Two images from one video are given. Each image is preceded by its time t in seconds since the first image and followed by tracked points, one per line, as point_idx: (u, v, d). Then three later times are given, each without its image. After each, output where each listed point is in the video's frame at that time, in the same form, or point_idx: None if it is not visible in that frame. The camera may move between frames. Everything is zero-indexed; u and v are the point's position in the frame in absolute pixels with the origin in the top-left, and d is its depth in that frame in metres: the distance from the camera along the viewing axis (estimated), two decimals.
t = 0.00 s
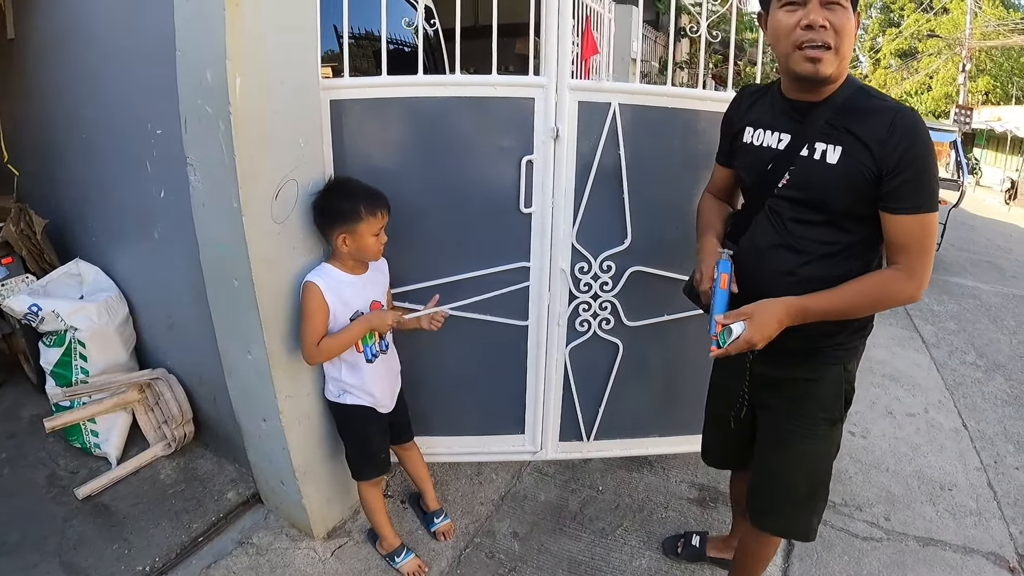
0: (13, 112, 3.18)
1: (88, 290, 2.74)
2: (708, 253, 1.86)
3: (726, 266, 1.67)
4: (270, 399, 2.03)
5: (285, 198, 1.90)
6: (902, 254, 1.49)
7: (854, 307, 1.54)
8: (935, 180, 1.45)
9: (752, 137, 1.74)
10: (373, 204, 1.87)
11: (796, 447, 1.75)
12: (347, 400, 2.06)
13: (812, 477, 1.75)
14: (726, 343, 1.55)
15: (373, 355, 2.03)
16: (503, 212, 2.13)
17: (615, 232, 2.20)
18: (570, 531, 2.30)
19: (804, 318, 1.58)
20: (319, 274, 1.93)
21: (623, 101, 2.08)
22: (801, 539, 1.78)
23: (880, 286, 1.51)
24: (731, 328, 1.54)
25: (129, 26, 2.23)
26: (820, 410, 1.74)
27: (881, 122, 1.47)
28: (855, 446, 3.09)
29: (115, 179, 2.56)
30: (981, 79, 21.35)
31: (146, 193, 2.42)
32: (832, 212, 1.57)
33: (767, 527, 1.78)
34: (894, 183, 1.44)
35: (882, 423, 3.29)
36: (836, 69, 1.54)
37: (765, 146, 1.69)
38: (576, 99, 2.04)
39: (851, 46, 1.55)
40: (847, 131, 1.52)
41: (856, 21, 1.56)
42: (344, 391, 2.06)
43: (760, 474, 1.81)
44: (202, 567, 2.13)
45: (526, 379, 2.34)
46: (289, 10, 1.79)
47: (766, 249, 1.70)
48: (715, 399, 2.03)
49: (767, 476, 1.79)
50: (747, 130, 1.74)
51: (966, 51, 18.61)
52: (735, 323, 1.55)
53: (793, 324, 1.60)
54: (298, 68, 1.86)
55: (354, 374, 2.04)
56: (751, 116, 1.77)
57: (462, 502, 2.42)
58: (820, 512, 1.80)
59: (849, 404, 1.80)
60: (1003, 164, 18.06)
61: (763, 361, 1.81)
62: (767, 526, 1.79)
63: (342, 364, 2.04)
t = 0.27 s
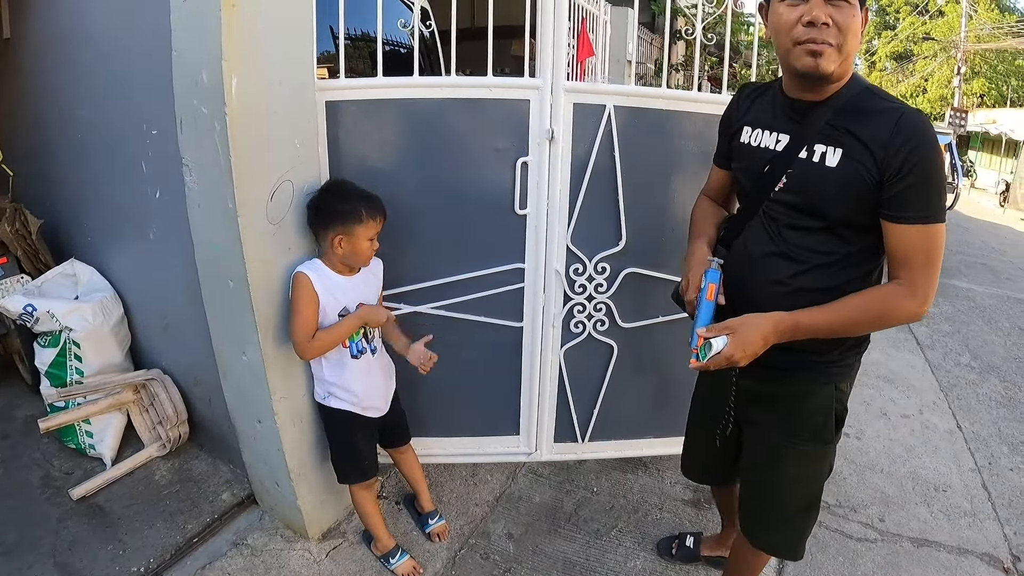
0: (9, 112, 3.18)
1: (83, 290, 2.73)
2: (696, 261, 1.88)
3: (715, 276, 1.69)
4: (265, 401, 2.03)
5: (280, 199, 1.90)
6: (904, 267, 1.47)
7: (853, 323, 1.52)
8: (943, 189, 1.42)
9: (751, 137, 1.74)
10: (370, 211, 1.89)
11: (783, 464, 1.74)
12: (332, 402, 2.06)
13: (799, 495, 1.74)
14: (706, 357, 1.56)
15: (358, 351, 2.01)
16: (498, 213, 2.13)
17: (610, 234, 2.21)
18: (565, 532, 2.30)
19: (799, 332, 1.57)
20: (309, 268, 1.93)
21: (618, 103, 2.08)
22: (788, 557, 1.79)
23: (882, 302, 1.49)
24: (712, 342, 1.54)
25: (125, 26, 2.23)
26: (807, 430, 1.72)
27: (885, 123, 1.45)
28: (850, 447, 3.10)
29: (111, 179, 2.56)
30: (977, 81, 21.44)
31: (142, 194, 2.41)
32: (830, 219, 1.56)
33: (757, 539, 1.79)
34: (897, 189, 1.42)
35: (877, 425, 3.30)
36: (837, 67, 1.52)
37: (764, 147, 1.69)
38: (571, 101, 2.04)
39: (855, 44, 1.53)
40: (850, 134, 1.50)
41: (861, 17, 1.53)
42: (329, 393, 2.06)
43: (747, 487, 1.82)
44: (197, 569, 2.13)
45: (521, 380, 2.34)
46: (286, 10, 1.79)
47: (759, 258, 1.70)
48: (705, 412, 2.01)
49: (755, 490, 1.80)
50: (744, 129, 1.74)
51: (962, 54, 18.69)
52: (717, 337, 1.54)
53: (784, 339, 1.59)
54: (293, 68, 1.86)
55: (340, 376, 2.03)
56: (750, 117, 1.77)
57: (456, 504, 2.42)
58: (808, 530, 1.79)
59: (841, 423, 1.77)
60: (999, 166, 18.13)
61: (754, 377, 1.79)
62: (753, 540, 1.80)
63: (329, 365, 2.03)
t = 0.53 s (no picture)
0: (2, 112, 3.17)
1: (77, 291, 2.73)
2: (683, 264, 1.91)
3: (697, 280, 1.72)
4: (259, 401, 2.03)
5: (273, 200, 1.89)
6: (893, 282, 1.44)
7: (836, 334, 1.50)
8: (939, 200, 1.39)
9: (748, 140, 1.73)
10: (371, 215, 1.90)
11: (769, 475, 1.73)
12: (312, 405, 2.07)
13: (785, 507, 1.73)
14: (677, 359, 1.53)
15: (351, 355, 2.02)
16: (492, 214, 2.13)
17: (604, 235, 2.21)
18: (560, 532, 2.30)
19: (780, 341, 1.55)
20: (308, 273, 1.89)
21: (612, 104, 2.08)
22: (774, 569, 1.77)
23: (870, 314, 1.46)
24: (682, 345, 1.52)
25: (119, 27, 2.23)
26: (794, 442, 1.70)
27: (879, 128, 1.43)
28: (844, 448, 3.10)
29: (105, 179, 2.56)
30: (973, 82, 21.51)
31: (135, 193, 2.41)
32: (819, 227, 1.54)
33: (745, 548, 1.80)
34: (888, 197, 1.40)
35: (871, 425, 3.31)
36: (830, 71, 1.50)
37: (759, 151, 1.68)
38: (566, 102, 2.05)
39: (851, 46, 1.50)
40: (844, 140, 1.48)
41: (860, 17, 1.49)
42: (310, 396, 2.08)
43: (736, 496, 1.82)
44: (190, 570, 2.13)
45: (515, 381, 2.34)
46: (281, 11, 1.79)
47: (750, 265, 1.70)
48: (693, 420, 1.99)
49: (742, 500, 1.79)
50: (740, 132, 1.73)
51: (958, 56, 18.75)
52: (688, 341, 1.53)
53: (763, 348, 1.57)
54: (287, 69, 1.86)
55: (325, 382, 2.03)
56: (748, 121, 1.76)
57: (450, 504, 2.42)
58: (796, 542, 1.77)
59: (833, 437, 1.73)
60: (994, 168, 18.20)
61: (739, 386, 1.77)
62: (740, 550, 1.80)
63: (316, 368, 2.02)
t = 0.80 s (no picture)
0: None
1: (74, 289, 2.73)
2: (672, 259, 1.95)
3: (687, 271, 1.76)
4: (256, 399, 2.03)
5: (270, 199, 1.89)
6: (877, 276, 1.47)
7: (821, 326, 1.52)
8: (922, 196, 1.41)
9: (738, 137, 1.75)
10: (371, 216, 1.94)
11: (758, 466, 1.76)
12: (332, 413, 2.03)
13: (775, 497, 1.75)
14: (669, 349, 1.58)
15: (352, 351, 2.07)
16: (489, 213, 2.14)
17: (600, 234, 2.22)
18: (556, 530, 2.31)
19: (766, 334, 1.58)
20: (333, 277, 1.92)
21: (609, 103, 2.09)
22: (764, 560, 1.79)
23: (853, 306, 1.48)
24: (674, 336, 1.57)
25: (116, 25, 2.23)
26: (780, 432, 1.72)
27: (863, 127, 1.45)
28: (840, 446, 3.11)
29: (102, 177, 2.56)
30: (971, 82, 21.54)
31: (132, 191, 2.41)
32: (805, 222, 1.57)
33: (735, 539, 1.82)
34: (872, 192, 1.42)
35: (867, 424, 3.32)
36: (816, 64, 1.53)
37: (749, 147, 1.70)
38: (562, 101, 2.05)
39: (837, 40, 1.53)
40: (831, 137, 1.50)
41: (845, 11, 1.52)
42: (327, 404, 2.03)
43: (728, 487, 1.85)
44: (187, 568, 2.13)
45: (512, 379, 2.35)
46: (277, 11, 1.80)
47: (740, 260, 1.71)
48: (687, 412, 2.03)
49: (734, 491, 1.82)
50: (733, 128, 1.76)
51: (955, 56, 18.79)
52: (680, 332, 1.58)
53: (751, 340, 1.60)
54: (284, 67, 1.86)
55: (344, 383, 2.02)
56: (739, 117, 1.78)
57: (447, 502, 2.42)
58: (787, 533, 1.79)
59: (819, 428, 1.75)
60: (991, 167, 18.23)
61: (729, 375, 1.79)
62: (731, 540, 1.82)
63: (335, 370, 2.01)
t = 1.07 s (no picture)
0: None
1: (73, 280, 2.72)
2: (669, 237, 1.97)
3: (680, 228, 1.83)
4: (254, 389, 2.02)
5: (269, 187, 1.89)
6: (863, 242, 1.52)
7: (812, 288, 1.57)
8: (902, 167, 1.48)
9: (730, 121, 1.79)
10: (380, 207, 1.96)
11: (755, 441, 1.78)
12: (362, 403, 2.02)
13: (771, 471, 1.79)
14: (669, 294, 1.62)
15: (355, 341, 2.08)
16: (489, 203, 2.13)
17: (600, 224, 2.21)
18: (556, 522, 2.31)
19: (759, 292, 1.62)
20: (355, 272, 1.93)
21: (610, 93, 2.08)
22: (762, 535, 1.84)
23: (840, 269, 1.54)
24: (676, 283, 1.61)
25: (114, 14, 2.22)
26: (776, 405, 1.75)
27: (845, 105, 1.51)
28: (839, 439, 3.11)
29: (100, 168, 2.55)
30: (971, 79, 21.52)
31: (131, 181, 2.40)
32: (794, 195, 1.62)
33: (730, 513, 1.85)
34: (856, 165, 1.48)
35: (866, 417, 3.31)
36: (799, 52, 1.56)
37: (740, 130, 1.74)
38: (563, 90, 2.04)
39: (820, 29, 1.56)
40: (816, 116, 1.55)
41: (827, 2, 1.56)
42: (357, 395, 2.01)
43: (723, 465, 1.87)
44: (187, 559, 2.12)
45: (511, 370, 2.34)
46: None
47: (736, 237, 1.74)
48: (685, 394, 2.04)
49: (732, 468, 1.84)
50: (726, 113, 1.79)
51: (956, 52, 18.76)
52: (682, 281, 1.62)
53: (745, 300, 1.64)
54: (284, 56, 1.85)
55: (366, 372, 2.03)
56: (732, 102, 1.82)
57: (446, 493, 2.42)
58: (782, 505, 1.84)
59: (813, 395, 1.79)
60: (991, 164, 18.22)
61: (727, 348, 1.82)
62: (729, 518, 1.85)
63: (359, 362, 2.01)
